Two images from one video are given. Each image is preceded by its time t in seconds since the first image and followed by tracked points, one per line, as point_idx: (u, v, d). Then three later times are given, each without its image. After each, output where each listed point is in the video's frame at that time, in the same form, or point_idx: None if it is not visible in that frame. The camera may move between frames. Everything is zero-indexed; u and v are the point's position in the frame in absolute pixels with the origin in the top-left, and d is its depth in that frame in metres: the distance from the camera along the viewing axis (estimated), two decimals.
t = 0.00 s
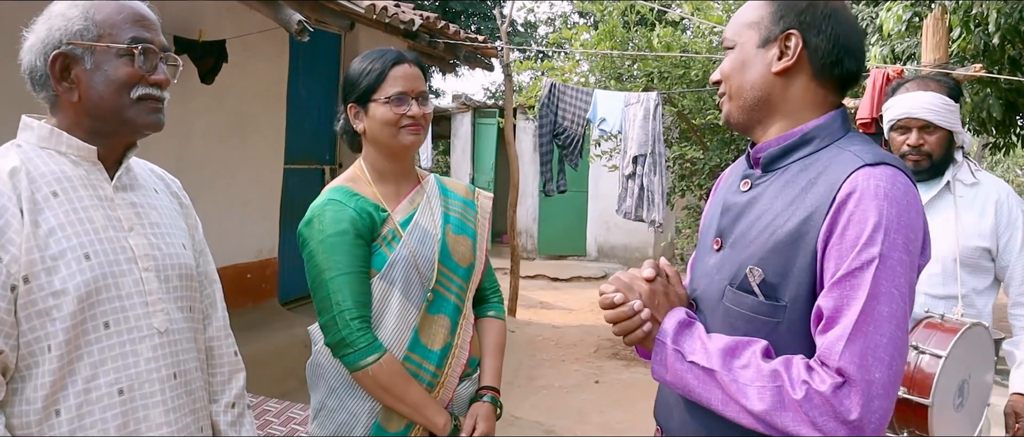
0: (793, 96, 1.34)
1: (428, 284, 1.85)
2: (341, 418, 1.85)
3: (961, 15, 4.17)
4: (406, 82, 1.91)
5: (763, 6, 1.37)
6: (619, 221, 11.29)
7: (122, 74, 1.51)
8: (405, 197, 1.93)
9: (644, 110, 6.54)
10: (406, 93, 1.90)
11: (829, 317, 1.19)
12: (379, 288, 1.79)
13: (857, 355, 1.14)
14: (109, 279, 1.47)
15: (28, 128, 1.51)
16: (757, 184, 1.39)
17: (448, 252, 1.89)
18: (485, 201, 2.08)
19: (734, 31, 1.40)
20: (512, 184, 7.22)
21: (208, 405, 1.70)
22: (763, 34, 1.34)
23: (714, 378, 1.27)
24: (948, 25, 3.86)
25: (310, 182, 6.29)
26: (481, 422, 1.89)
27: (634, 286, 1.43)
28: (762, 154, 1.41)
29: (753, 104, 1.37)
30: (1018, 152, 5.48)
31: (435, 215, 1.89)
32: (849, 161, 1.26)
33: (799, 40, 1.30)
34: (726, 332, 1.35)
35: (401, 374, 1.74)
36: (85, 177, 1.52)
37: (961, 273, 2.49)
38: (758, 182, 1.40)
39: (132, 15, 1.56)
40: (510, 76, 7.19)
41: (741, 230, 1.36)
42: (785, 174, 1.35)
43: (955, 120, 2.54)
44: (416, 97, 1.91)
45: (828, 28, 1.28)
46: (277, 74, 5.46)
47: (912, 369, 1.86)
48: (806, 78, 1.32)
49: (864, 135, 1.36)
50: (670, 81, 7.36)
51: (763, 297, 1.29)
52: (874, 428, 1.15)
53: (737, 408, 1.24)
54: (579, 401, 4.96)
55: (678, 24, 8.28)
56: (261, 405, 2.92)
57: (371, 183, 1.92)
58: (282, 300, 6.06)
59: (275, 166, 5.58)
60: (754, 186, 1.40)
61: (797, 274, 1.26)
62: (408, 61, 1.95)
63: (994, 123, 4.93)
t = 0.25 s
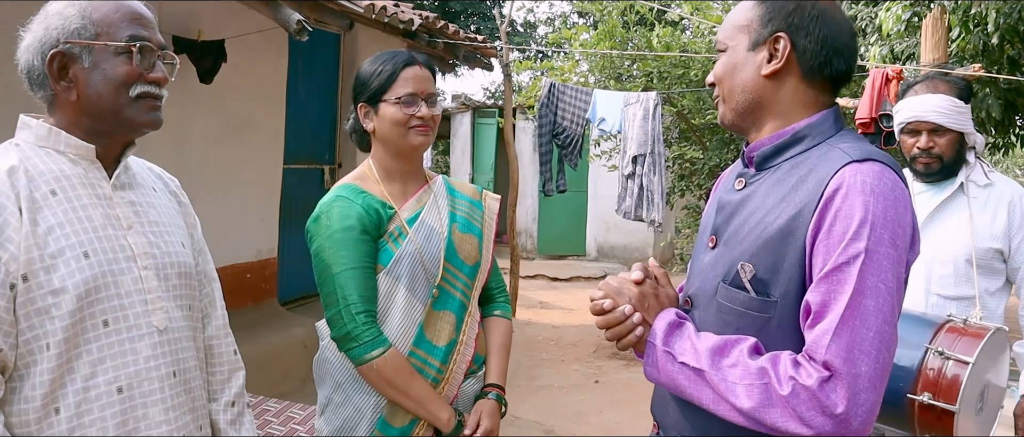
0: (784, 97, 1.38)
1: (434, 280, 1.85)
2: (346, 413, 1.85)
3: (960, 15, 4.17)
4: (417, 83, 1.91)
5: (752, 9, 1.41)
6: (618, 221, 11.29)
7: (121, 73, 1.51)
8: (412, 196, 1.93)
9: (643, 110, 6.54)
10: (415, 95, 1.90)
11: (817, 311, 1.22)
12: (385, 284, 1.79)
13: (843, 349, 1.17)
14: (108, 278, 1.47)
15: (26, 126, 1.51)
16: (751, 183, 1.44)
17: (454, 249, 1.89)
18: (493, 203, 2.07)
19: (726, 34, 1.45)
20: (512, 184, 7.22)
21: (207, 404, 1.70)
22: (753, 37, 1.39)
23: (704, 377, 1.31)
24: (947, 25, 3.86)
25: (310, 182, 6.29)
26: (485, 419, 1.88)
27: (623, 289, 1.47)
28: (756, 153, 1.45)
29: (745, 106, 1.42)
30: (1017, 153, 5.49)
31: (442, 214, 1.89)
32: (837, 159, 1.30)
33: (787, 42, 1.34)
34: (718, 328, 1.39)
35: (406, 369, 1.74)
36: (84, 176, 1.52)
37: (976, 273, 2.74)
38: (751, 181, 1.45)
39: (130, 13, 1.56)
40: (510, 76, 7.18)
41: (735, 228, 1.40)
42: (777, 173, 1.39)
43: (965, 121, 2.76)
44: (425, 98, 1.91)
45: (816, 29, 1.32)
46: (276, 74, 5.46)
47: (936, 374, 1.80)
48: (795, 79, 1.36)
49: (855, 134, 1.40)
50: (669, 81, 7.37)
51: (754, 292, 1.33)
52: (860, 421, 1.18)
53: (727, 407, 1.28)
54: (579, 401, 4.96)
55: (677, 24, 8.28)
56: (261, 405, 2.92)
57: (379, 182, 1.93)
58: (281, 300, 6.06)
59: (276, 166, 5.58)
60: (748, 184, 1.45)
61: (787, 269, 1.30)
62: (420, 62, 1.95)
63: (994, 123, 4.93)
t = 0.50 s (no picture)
0: (778, 99, 1.38)
1: (441, 278, 1.86)
2: (353, 409, 1.86)
3: (962, 15, 4.17)
4: (425, 84, 1.91)
5: (743, 11, 1.40)
6: (620, 221, 11.30)
7: (124, 73, 1.52)
8: (420, 195, 1.93)
9: (645, 109, 6.55)
10: (423, 95, 1.90)
11: (815, 309, 1.22)
12: (393, 282, 1.79)
13: (841, 346, 1.17)
14: (110, 277, 1.47)
15: (29, 126, 1.52)
16: (749, 183, 1.44)
17: (461, 248, 1.89)
18: (499, 204, 2.07)
19: (718, 37, 1.44)
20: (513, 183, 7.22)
21: (209, 404, 1.70)
22: (744, 41, 1.38)
23: (702, 377, 1.31)
24: (949, 25, 3.86)
25: (311, 182, 6.30)
26: (492, 416, 1.88)
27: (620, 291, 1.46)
28: (754, 153, 1.45)
29: (741, 109, 1.42)
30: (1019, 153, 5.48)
31: (449, 213, 1.89)
32: (835, 158, 1.30)
33: (778, 46, 1.33)
34: (718, 327, 1.40)
35: (413, 365, 1.74)
36: (86, 176, 1.53)
37: (985, 275, 2.74)
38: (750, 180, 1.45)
39: (133, 13, 1.56)
40: (511, 76, 7.18)
41: (733, 227, 1.40)
42: (775, 172, 1.39)
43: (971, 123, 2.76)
44: (433, 99, 1.91)
45: (806, 32, 1.31)
46: (278, 74, 5.47)
47: (946, 377, 1.80)
48: (789, 81, 1.36)
49: (854, 133, 1.40)
50: (671, 81, 7.38)
51: (753, 291, 1.33)
52: (858, 418, 1.18)
53: (726, 407, 1.28)
54: (580, 401, 4.96)
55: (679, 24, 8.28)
56: (262, 405, 2.92)
57: (387, 181, 1.94)
58: (283, 300, 6.07)
59: (278, 166, 5.58)
60: (746, 184, 1.45)
61: (785, 267, 1.30)
62: (428, 63, 1.96)
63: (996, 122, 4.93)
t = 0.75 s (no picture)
0: (776, 101, 1.38)
1: (448, 277, 1.86)
2: (361, 408, 1.86)
3: (966, 14, 4.15)
4: (432, 85, 1.91)
5: (740, 14, 1.39)
6: (623, 222, 11.29)
7: (128, 74, 1.52)
8: (427, 195, 1.94)
9: (648, 110, 6.49)
10: (430, 96, 1.90)
11: (815, 309, 1.22)
12: (401, 280, 1.80)
13: (841, 346, 1.17)
14: (112, 278, 1.48)
15: (33, 127, 1.53)
16: (748, 184, 1.44)
17: (468, 247, 1.89)
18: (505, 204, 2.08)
19: (715, 39, 1.43)
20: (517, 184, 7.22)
21: (211, 405, 1.71)
22: (743, 43, 1.37)
23: (703, 379, 1.31)
24: (952, 25, 3.85)
25: (314, 182, 6.31)
26: (499, 414, 1.90)
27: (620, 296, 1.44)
28: (753, 153, 1.46)
29: (739, 111, 1.42)
30: None
31: (456, 213, 1.89)
32: (834, 157, 1.30)
33: (777, 48, 1.33)
34: (718, 327, 1.40)
35: (421, 364, 1.74)
36: (89, 177, 1.53)
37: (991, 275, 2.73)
38: (748, 180, 1.45)
39: (137, 15, 1.57)
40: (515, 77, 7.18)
41: (732, 227, 1.40)
42: (774, 172, 1.39)
43: (977, 124, 2.76)
44: (440, 100, 1.91)
45: (805, 34, 1.31)
46: (281, 75, 5.48)
47: (940, 374, 1.82)
48: (787, 83, 1.36)
49: (851, 133, 1.41)
50: (675, 81, 7.38)
51: (752, 290, 1.33)
52: (859, 418, 1.18)
53: (727, 409, 1.28)
54: (583, 402, 4.96)
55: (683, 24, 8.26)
56: (265, 406, 2.93)
57: (395, 181, 1.94)
58: (286, 301, 6.08)
59: (281, 167, 5.59)
60: (745, 184, 1.45)
61: (783, 267, 1.30)
62: (434, 65, 1.95)
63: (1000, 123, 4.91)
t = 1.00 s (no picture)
0: (801, 103, 1.39)
1: (451, 276, 1.86)
2: (363, 406, 1.85)
3: (967, 14, 4.14)
4: (433, 85, 1.91)
5: (767, 11, 1.34)
6: (624, 222, 11.29)
7: (127, 75, 1.52)
8: (430, 195, 1.93)
9: (649, 110, 6.50)
10: (432, 97, 1.90)
11: (820, 307, 1.21)
12: (404, 280, 1.79)
13: (847, 343, 1.17)
14: (111, 280, 1.48)
15: (32, 128, 1.53)
16: (747, 182, 1.44)
17: (471, 247, 1.89)
18: (507, 205, 2.08)
19: (737, 35, 1.34)
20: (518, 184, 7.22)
21: (211, 407, 1.71)
22: (777, 43, 1.33)
23: (707, 379, 1.30)
24: (954, 25, 3.84)
25: (315, 183, 6.31)
26: (501, 411, 1.89)
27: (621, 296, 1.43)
28: (753, 152, 1.45)
29: (766, 113, 1.38)
30: None
31: (459, 213, 1.89)
32: (836, 155, 1.31)
33: (813, 50, 1.33)
34: (717, 326, 1.39)
35: (424, 362, 1.74)
36: (89, 178, 1.53)
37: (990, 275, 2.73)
38: (748, 179, 1.44)
39: (137, 16, 1.56)
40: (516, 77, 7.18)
41: (732, 226, 1.40)
42: (775, 171, 1.39)
43: (978, 124, 2.75)
44: (442, 100, 1.92)
45: (829, 38, 1.35)
46: (282, 75, 5.49)
47: (930, 370, 1.86)
48: (811, 86, 1.38)
49: (851, 132, 1.41)
50: (676, 82, 7.39)
51: (754, 289, 1.33)
52: (865, 414, 1.18)
53: (731, 408, 1.28)
54: (584, 402, 4.96)
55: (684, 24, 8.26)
56: (265, 406, 2.93)
57: (398, 181, 1.94)
58: (287, 301, 6.09)
59: (281, 167, 5.59)
60: (743, 183, 1.45)
61: (786, 265, 1.29)
62: (435, 65, 1.96)
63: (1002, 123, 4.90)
